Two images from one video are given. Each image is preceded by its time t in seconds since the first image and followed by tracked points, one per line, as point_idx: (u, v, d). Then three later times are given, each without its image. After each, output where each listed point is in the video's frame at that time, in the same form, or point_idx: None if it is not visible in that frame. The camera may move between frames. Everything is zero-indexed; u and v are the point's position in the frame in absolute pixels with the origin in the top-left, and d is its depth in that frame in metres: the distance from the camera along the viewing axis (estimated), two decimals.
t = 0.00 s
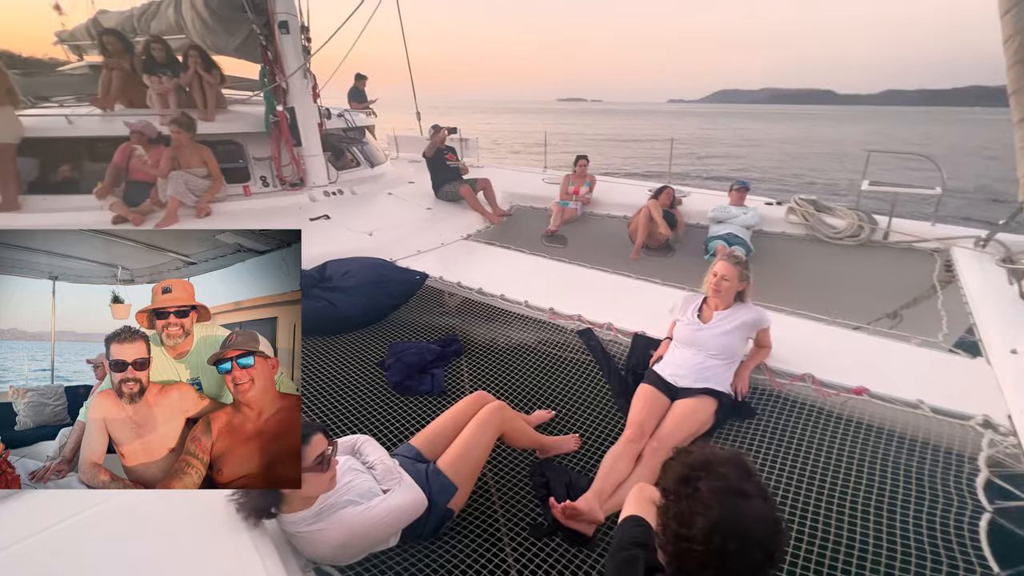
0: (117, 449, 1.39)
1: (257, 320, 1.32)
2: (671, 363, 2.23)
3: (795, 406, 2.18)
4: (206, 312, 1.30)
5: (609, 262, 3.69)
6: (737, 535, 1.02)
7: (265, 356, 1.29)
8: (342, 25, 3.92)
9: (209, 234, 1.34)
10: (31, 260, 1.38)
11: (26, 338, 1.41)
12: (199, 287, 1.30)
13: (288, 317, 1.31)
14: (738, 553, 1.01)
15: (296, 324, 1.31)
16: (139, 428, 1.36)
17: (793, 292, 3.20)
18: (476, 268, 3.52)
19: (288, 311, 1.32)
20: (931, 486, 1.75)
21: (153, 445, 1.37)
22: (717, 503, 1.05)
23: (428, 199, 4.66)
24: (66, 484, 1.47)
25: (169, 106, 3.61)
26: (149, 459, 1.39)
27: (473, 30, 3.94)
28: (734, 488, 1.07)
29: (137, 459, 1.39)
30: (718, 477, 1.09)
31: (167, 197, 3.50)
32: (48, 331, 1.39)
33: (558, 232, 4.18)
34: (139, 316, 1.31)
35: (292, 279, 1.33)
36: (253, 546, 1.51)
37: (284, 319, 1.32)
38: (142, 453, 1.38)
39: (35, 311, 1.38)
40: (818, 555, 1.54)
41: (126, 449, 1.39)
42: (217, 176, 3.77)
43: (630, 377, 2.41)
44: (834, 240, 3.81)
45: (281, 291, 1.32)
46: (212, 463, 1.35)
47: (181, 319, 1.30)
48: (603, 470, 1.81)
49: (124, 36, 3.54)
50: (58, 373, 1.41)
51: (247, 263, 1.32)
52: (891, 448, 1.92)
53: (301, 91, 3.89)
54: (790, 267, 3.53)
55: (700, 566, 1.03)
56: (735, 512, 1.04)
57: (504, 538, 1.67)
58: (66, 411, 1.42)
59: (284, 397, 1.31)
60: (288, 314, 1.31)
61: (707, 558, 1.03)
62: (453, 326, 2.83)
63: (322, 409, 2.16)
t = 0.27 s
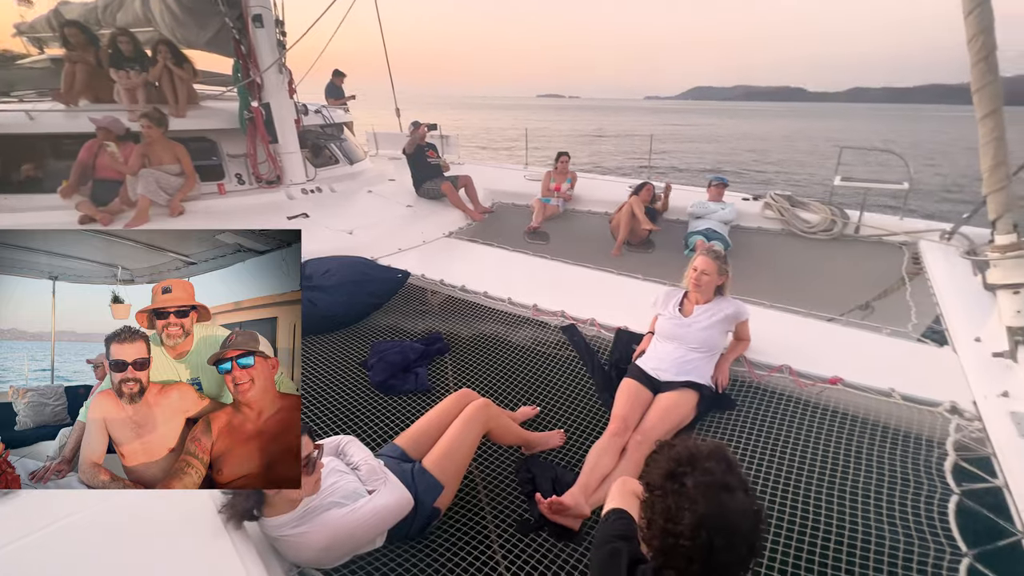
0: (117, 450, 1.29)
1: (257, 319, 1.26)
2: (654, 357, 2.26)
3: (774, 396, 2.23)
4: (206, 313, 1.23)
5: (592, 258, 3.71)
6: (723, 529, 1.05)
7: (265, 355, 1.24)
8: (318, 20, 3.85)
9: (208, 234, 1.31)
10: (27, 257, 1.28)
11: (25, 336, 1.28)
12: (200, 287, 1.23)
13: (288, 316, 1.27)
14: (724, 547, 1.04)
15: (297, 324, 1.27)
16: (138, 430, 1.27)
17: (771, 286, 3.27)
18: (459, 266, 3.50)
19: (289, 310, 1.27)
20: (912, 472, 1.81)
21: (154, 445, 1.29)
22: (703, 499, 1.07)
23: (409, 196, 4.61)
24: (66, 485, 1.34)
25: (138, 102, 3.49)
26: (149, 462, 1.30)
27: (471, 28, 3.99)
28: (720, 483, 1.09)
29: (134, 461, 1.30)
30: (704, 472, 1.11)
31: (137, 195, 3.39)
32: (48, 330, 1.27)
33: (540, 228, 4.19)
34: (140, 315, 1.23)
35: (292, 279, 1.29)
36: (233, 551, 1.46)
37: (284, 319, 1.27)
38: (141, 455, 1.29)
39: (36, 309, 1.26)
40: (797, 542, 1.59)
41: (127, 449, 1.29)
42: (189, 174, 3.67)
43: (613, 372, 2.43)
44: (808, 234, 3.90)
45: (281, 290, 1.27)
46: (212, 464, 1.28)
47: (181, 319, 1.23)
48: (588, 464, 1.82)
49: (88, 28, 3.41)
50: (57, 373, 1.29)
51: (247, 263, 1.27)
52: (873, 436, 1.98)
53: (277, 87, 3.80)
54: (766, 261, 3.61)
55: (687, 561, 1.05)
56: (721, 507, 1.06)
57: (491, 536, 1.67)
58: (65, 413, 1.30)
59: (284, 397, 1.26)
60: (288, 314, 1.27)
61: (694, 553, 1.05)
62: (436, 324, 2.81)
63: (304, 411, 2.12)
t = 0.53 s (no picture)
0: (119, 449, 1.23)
1: (258, 319, 1.23)
2: (634, 350, 2.29)
3: (750, 386, 2.29)
4: (207, 315, 1.19)
5: (571, 254, 3.74)
6: (703, 519, 1.07)
7: (265, 355, 1.20)
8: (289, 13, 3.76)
9: (208, 233, 1.26)
10: (26, 256, 1.20)
11: (25, 335, 1.19)
12: (200, 286, 1.19)
13: (288, 317, 1.24)
14: (705, 537, 1.06)
15: (297, 324, 1.23)
16: (139, 429, 1.21)
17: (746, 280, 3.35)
18: (440, 263, 3.48)
19: (289, 311, 1.24)
20: (884, 457, 1.88)
21: (154, 444, 1.23)
22: (684, 490, 1.09)
23: (388, 193, 4.56)
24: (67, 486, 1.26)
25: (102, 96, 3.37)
26: (151, 461, 1.24)
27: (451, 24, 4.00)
28: (701, 475, 1.11)
29: (135, 460, 1.24)
30: (685, 463, 1.13)
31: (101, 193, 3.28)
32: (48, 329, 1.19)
33: (520, 224, 4.19)
34: (140, 315, 1.18)
35: (292, 279, 1.25)
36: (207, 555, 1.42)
37: (284, 319, 1.23)
38: (142, 455, 1.23)
39: (36, 307, 1.18)
40: (772, 527, 1.64)
41: (127, 448, 1.23)
42: (158, 172, 3.55)
43: (595, 366, 2.45)
44: (781, 228, 3.96)
45: (281, 290, 1.23)
46: (212, 464, 1.24)
47: (182, 320, 1.18)
48: (572, 458, 1.83)
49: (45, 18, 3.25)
50: (58, 372, 1.21)
51: (248, 263, 1.22)
52: (847, 423, 2.05)
53: (248, 81, 3.68)
54: (741, 255, 3.69)
55: (668, 551, 1.07)
56: (701, 497, 1.09)
57: (477, 532, 1.68)
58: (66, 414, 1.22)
59: (285, 397, 1.23)
60: (288, 314, 1.23)
61: (675, 543, 1.07)
62: (417, 322, 2.79)
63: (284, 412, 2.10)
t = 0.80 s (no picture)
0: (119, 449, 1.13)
1: (257, 319, 1.13)
2: (613, 344, 2.31)
3: (724, 376, 2.35)
4: (208, 314, 1.09)
5: (548, 249, 3.75)
6: (691, 508, 1.09)
7: (265, 355, 1.12)
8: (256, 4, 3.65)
9: (209, 233, 1.16)
10: (25, 256, 1.09)
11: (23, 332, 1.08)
12: (201, 286, 1.10)
13: (287, 317, 1.14)
14: (693, 525, 1.08)
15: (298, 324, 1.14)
16: (138, 431, 1.12)
17: (720, 273, 3.42)
18: (419, 260, 3.43)
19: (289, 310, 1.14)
20: (852, 440, 1.95)
21: (155, 443, 1.14)
22: (673, 479, 1.11)
23: (362, 189, 4.48)
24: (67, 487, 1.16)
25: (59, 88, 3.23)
26: (150, 464, 1.15)
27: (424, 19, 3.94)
28: (688, 465, 1.13)
29: (134, 463, 1.15)
30: (674, 454, 1.14)
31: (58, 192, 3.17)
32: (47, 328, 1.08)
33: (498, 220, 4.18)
34: (141, 314, 1.08)
35: (293, 279, 1.16)
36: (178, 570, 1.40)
37: (284, 319, 1.14)
38: (141, 457, 1.14)
39: (36, 303, 1.07)
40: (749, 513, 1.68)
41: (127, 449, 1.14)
42: (120, 169, 3.41)
43: (574, 361, 2.46)
44: (753, 221, 4.09)
45: (282, 289, 1.14)
46: (212, 464, 1.16)
47: (183, 319, 1.09)
48: (552, 452, 1.85)
49: None
50: (58, 372, 1.10)
51: (248, 263, 1.13)
52: (816, 409, 2.13)
53: (214, 75, 3.55)
54: (714, 248, 3.77)
55: (655, 540, 1.09)
56: (689, 487, 1.11)
57: (459, 530, 1.67)
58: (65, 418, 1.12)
59: (284, 397, 1.14)
60: (289, 314, 1.14)
61: (663, 532, 1.08)
62: (394, 320, 2.75)
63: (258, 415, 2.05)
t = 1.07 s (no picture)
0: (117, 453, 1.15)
1: (258, 319, 1.15)
2: (592, 338, 2.33)
3: (700, 366, 2.39)
4: (207, 313, 1.11)
5: (526, 244, 3.74)
6: (686, 505, 1.10)
7: (265, 355, 1.13)
8: None
9: (209, 232, 1.15)
10: (25, 257, 1.12)
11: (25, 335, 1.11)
12: (200, 286, 1.11)
13: (290, 317, 1.16)
14: (688, 520, 1.09)
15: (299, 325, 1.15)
16: (138, 430, 1.14)
17: (696, 266, 3.47)
18: (396, 257, 3.38)
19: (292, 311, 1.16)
20: (823, 426, 2.01)
21: (155, 446, 1.15)
22: (671, 476, 1.11)
23: (337, 185, 4.39)
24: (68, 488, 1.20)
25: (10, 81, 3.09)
26: (150, 462, 1.17)
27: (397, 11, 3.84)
28: (685, 461, 1.14)
29: (136, 461, 1.16)
30: (671, 451, 1.14)
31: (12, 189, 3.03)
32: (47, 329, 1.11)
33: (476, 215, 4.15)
34: (140, 314, 1.10)
35: (293, 280, 1.18)
36: None
37: (285, 320, 1.16)
38: (142, 456, 1.16)
39: (36, 305, 1.10)
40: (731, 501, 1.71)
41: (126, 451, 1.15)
42: (78, 167, 3.23)
43: (554, 355, 2.47)
44: (727, 214, 4.18)
45: (283, 290, 1.16)
46: (213, 464, 1.17)
47: (181, 319, 1.10)
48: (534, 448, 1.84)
49: None
50: (56, 371, 1.13)
51: (248, 264, 1.14)
52: (789, 397, 2.19)
53: (177, 67, 3.41)
54: (689, 240, 3.83)
55: (650, 536, 1.08)
56: (685, 483, 1.11)
57: (442, 529, 1.66)
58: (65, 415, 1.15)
59: (285, 398, 1.15)
60: (290, 315, 1.16)
61: (659, 528, 1.08)
62: (372, 317, 2.71)
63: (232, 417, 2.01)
